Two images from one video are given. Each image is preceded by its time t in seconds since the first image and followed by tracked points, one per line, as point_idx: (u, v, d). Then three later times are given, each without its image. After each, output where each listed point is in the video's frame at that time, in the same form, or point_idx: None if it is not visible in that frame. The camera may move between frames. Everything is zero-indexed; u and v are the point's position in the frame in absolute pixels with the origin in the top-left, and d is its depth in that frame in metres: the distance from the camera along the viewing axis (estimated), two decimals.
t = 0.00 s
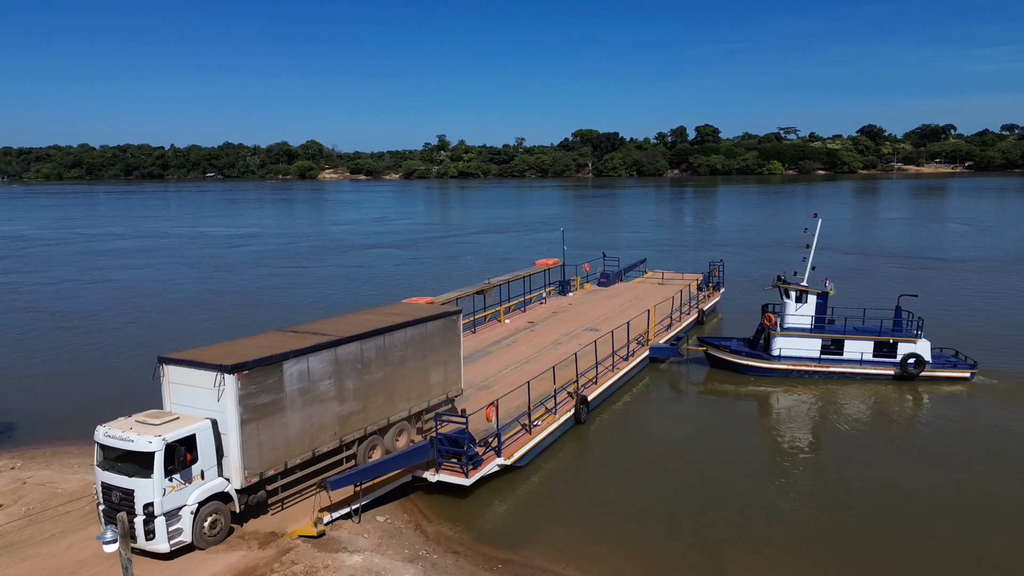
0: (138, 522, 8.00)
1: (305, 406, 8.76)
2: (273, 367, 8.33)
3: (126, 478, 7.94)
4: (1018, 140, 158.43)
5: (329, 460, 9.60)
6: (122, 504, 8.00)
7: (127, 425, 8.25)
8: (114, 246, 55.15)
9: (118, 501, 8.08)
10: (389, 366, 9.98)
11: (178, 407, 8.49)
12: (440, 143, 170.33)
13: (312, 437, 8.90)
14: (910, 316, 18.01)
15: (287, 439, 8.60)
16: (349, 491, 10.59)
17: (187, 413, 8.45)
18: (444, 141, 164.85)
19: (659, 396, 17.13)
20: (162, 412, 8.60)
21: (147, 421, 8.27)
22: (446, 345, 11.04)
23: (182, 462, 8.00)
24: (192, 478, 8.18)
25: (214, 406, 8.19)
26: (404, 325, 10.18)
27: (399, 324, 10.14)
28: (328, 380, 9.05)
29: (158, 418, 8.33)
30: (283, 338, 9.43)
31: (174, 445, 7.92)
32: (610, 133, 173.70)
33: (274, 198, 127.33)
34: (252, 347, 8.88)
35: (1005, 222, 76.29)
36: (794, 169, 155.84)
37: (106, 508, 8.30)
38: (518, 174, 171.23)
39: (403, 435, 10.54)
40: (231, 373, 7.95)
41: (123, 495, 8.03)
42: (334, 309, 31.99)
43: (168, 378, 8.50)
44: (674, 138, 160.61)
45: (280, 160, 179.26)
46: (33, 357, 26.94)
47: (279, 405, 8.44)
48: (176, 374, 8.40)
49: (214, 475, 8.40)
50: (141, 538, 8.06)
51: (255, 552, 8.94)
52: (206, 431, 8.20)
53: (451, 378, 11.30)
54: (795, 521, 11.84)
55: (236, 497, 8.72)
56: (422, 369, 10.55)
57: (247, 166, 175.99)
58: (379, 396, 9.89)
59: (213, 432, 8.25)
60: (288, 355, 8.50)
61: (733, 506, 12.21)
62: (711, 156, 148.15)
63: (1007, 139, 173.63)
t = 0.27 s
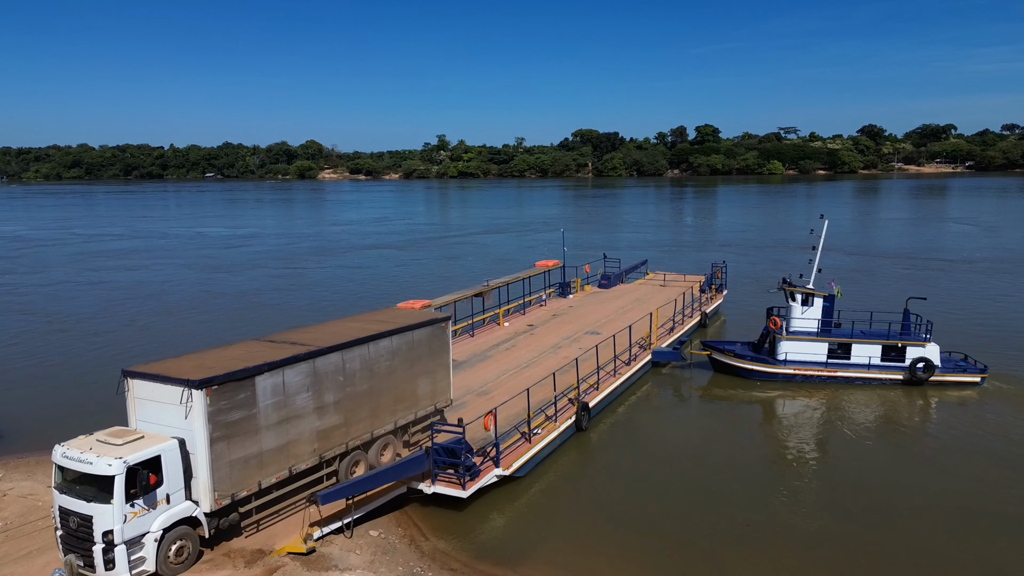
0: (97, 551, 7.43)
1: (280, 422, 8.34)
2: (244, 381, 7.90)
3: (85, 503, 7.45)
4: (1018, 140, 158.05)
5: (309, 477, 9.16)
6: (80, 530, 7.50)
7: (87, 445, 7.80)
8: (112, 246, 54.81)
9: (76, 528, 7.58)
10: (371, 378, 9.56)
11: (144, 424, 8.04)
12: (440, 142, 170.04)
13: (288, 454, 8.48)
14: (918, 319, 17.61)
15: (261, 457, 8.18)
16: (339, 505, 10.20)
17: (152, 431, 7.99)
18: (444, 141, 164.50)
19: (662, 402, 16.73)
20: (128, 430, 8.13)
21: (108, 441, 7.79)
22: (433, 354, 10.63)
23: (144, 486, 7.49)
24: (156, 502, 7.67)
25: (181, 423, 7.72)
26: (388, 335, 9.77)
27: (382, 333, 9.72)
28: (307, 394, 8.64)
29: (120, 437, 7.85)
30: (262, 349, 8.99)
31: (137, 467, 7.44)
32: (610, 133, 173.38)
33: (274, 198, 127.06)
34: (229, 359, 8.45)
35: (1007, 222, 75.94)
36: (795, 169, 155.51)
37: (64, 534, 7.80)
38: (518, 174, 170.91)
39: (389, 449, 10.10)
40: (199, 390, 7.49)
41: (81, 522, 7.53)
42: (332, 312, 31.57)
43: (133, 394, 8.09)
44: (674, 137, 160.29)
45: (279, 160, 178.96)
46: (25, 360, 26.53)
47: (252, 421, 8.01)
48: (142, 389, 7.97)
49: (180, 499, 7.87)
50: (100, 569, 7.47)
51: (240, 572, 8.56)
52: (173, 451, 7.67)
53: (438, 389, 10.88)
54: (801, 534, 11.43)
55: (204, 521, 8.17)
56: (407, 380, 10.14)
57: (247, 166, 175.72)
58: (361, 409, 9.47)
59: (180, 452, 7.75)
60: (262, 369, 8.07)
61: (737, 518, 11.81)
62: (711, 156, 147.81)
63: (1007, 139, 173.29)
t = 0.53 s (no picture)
0: None
1: (253, 440, 7.89)
2: (213, 397, 7.45)
3: (37, 531, 7.04)
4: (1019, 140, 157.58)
5: (286, 497, 8.69)
6: (30, 559, 7.09)
7: (40, 465, 7.37)
8: (110, 247, 54.43)
9: (26, 556, 7.18)
10: (353, 390, 9.13)
11: (104, 442, 7.62)
12: (440, 142, 169.66)
13: (262, 474, 8.04)
14: (928, 322, 17.15)
15: (233, 478, 7.73)
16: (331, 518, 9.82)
17: (112, 449, 7.57)
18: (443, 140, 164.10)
19: (665, 407, 16.29)
20: (86, 448, 7.72)
21: (63, 462, 7.37)
22: (420, 363, 10.19)
23: (99, 512, 7.07)
24: (114, 529, 7.22)
25: (144, 443, 7.28)
26: (371, 344, 9.34)
27: (365, 342, 9.29)
28: (282, 409, 8.21)
29: (75, 457, 7.43)
30: (238, 360, 8.54)
31: (91, 492, 7.04)
32: (610, 133, 172.97)
33: (273, 198, 126.72)
34: (205, 371, 8.00)
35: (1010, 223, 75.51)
36: (795, 169, 155.04)
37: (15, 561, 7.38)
38: (518, 174, 170.54)
39: (372, 466, 9.63)
40: (163, 406, 7.03)
41: (32, 550, 7.12)
42: (330, 314, 31.15)
43: (93, 410, 7.67)
44: (675, 138, 159.91)
45: (279, 160, 178.64)
46: (17, 363, 26.15)
47: (223, 439, 7.57)
48: (102, 405, 7.56)
49: (141, 525, 7.41)
50: None
51: None
52: (134, 472, 7.25)
53: (426, 400, 10.43)
54: (809, 548, 11.00)
55: (168, 548, 7.64)
56: (392, 391, 9.70)
57: (246, 166, 175.41)
58: (342, 424, 9.02)
59: (141, 474, 7.32)
60: (234, 383, 7.62)
61: (743, 531, 11.38)
62: (711, 156, 147.40)
63: (1008, 139, 172.81)
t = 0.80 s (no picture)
0: None
1: (220, 461, 7.40)
2: (175, 417, 6.98)
3: None
4: (1019, 140, 157.26)
5: (259, 522, 8.13)
6: None
7: None
8: (107, 248, 54.04)
9: None
10: (332, 406, 8.66)
11: (57, 465, 7.19)
12: (439, 142, 169.34)
13: (231, 499, 7.54)
14: (938, 326, 16.70)
15: (198, 503, 7.22)
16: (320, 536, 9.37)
17: (64, 474, 7.13)
18: (443, 140, 163.80)
19: (669, 414, 15.86)
20: (36, 474, 7.27)
21: (8, 488, 6.89)
22: (406, 376, 9.74)
23: (44, 544, 6.59)
24: (62, 562, 6.74)
25: (99, 466, 6.83)
26: (353, 357, 8.89)
27: (346, 355, 8.83)
28: (253, 428, 7.73)
29: (21, 483, 6.95)
30: (211, 374, 8.07)
31: (33, 522, 6.58)
32: (610, 133, 172.77)
33: (273, 198, 126.42)
34: (177, 387, 7.53)
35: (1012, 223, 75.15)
36: (795, 169, 154.79)
37: None
38: (518, 174, 170.29)
39: (354, 485, 9.14)
40: (117, 427, 6.54)
41: None
42: (327, 317, 30.73)
43: (46, 430, 7.25)
44: (675, 138, 159.66)
45: (279, 160, 178.42)
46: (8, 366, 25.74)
47: (186, 462, 7.09)
48: (56, 425, 7.14)
49: (94, 557, 6.89)
50: None
51: None
52: (85, 499, 6.81)
53: (414, 415, 9.95)
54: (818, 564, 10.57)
55: None
56: (376, 406, 9.24)
57: (246, 166, 175.13)
58: (321, 442, 8.54)
59: (93, 501, 6.88)
60: (198, 401, 7.16)
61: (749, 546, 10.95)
62: (711, 156, 147.13)
63: (1008, 139, 172.58)
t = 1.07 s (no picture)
0: None
1: (179, 489, 6.87)
2: (128, 441, 6.46)
3: None
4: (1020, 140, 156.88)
5: (228, 550, 7.59)
6: None
7: None
8: (104, 249, 53.56)
9: None
10: (307, 425, 8.16)
11: None
12: (439, 142, 168.93)
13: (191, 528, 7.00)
14: (951, 331, 16.17)
15: (154, 534, 6.68)
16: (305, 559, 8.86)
17: (5, 503, 6.64)
18: (443, 140, 163.35)
19: (673, 422, 15.37)
20: None
21: None
22: (388, 391, 9.25)
23: None
24: None
25: (41, 496, 6.33)
26: (330, 372, 8.40)
27: (322, 370, 8.35)
28: (217, 451, 7.22)
29: None
30: (175, 393, 7.54)
31: None
32: (610, 133, 172.39)
33: (272, 198, 125.99)
34: (138, 408, 7.01)
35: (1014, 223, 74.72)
36: (796, 169, 154.44)
37: None
38: (518, 174, 169.97)
39: (332, 510, 8.62)
40: (59, 454, 6.01)
41: None
42: (324, 320, 30.23)
43: None
44: (675, 138, 159.32)
45: (278, 160, 178.06)
46: None
47: (140, 490, 6.56)
48: None
49: None
50: None
51: None
52: (22, 535, 6.31)
53: (396, 432, 9.46)
54: None
55: None
56: (355, 424, 8.75)
57: (246, 166, 174.77)
58: (293, 463, 8.03)
59: (33, 535, 6.38)
60: (153, 423, 6.63)
61: (758, 562, 10.48)
62: (712, 156, 146.78)
63: (1009, 140, 172.21)
